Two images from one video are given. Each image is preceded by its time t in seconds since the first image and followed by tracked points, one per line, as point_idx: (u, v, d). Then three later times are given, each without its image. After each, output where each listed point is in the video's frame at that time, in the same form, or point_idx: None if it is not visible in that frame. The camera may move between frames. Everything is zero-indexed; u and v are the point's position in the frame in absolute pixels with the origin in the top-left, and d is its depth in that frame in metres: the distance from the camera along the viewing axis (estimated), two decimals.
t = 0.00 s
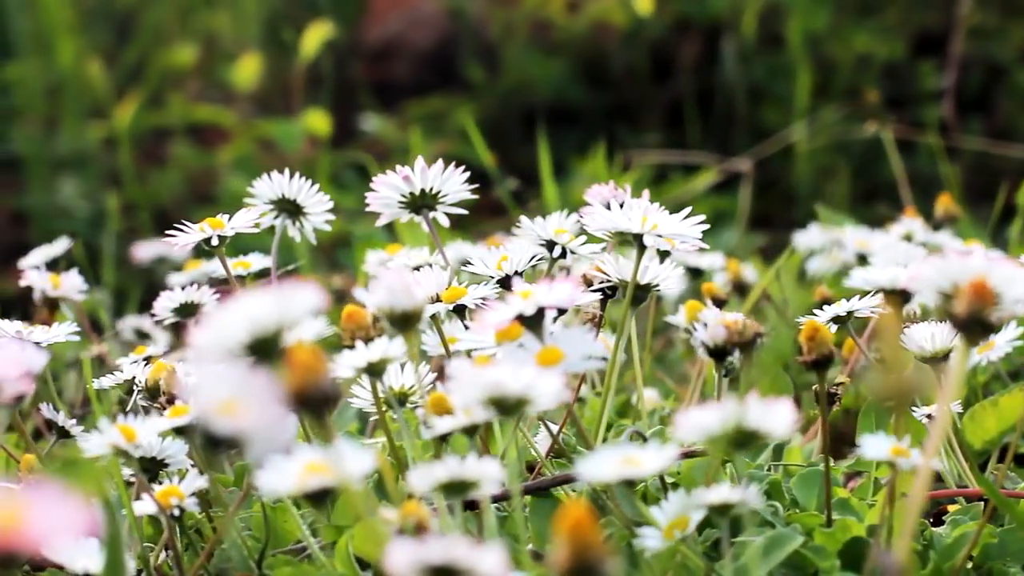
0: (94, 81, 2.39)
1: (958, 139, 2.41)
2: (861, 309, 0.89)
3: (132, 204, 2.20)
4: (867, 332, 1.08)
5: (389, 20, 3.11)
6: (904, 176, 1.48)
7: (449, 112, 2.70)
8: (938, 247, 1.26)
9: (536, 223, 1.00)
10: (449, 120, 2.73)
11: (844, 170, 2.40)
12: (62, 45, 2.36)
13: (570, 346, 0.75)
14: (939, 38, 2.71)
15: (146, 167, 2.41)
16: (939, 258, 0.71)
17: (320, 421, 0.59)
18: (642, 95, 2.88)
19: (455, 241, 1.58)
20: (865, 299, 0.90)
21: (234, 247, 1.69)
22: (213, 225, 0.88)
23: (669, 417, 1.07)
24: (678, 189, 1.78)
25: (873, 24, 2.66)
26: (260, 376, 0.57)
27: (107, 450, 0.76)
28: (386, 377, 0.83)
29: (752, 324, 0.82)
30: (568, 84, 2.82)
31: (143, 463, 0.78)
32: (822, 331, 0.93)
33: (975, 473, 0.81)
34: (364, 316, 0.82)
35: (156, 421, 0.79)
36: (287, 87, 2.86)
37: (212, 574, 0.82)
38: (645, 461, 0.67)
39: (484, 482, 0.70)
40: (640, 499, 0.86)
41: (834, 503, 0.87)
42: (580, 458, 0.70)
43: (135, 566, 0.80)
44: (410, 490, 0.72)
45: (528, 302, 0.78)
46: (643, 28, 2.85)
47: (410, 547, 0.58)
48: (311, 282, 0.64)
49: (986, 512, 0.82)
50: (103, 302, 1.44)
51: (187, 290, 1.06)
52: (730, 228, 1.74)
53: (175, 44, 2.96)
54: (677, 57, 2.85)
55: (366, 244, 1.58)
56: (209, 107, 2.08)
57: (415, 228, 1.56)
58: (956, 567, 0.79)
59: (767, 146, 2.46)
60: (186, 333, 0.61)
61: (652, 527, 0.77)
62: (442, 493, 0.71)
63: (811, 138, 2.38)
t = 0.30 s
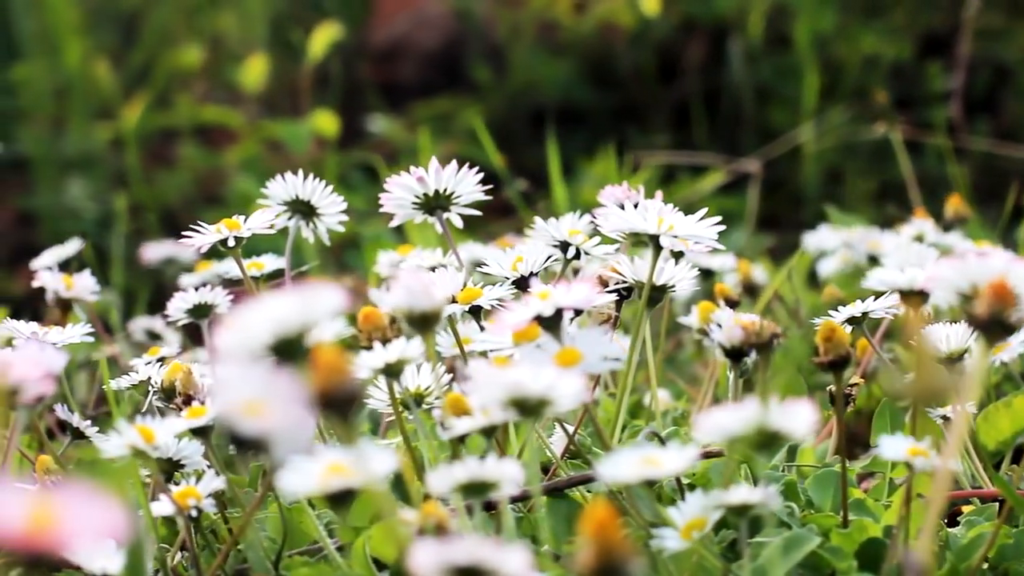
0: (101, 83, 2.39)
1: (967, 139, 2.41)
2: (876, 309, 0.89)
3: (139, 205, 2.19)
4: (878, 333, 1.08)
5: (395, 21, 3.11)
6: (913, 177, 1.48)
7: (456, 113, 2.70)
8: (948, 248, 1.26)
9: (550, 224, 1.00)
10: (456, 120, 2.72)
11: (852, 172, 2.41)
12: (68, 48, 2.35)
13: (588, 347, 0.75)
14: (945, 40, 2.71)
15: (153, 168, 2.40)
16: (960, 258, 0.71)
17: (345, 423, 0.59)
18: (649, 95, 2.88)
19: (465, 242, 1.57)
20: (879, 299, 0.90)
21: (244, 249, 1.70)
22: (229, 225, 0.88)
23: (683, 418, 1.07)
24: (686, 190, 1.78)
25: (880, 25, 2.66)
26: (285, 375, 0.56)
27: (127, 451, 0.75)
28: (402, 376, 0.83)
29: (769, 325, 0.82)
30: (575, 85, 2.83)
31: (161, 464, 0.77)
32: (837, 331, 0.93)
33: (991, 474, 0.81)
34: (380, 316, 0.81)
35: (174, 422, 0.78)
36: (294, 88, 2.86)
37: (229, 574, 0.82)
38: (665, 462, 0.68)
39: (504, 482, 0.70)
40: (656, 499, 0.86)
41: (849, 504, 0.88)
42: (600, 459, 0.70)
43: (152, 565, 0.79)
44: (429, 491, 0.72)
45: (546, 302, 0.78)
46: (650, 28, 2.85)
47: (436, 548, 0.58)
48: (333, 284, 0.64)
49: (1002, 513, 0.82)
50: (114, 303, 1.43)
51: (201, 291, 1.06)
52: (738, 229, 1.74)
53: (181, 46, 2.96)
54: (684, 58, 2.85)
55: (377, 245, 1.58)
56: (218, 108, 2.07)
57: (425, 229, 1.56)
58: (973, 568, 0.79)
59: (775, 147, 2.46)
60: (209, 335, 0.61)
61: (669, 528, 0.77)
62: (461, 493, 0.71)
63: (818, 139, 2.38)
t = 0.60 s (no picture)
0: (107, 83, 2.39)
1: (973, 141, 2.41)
2: (890, 310, 0.90)
3: (145, 205, 2.19)
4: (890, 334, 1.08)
5: (400, 21, 3.11)
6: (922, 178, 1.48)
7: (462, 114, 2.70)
8: (959, 249, 1.26)
9: (563, 224, 1.00)
10: (462, 121, 2.72)
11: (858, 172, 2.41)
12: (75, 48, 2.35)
13: (606, 347, 0.75)
14: (950, 40, 2.71)
15: (159, 169, 2.40)
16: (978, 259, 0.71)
17: (367, 424, 0.59)
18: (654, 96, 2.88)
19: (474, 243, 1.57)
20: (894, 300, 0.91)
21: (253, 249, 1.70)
22: (244, 226, 0.88)
23: (695, 418, 1.07)
24: (693, 191, 1.78)
25: (886, 26, 2.66)
26: (307, 377, 0.56)
27: (144, 452, 0.76)
28: (419, 377, 0.83)
29: (785, 325, 0.82)
30: (581, 86, 2.83)
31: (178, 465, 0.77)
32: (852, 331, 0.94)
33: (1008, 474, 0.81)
34: (396, 317, 0.82)
35: (190, 423, 0.78)
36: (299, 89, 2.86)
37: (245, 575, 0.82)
38: (684, 462, 0.67)
39: (522, 483, 0.70)
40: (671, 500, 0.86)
41: (864, 505, 0.87)
42: (619, 459, 0.70)
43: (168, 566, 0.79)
44: (447, 491, 0.72)
45: (563, 303, 0.78)
46: (656, 30, 2.85)
47: (458, 547, 0.58)
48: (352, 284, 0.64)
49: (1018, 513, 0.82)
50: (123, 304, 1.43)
51: (213, 291, 1.06)
52: (746, 230, 1.74)
53: (186, 47, 2.95)
54: (689, 59, 2.85)
55: (386, 245, 1.58)
56: (224, 108, 2.07)
57: (434, 231, 1.56)
58: (989, 569, 0.79)
59: (780, 147, 2.46)
60: (230, 337, 0.61)
61: (686, 528, 0.77)
62: (479, 494, 0.71)
63: (825, 140, 2.38)
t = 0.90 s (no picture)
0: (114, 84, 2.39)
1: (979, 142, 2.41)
2: (904, 311, 0.90)
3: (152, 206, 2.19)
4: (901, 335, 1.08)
5: (405, 22, 3.11)
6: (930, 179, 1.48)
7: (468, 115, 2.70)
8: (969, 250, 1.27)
9: (575, 224, 1.00)
10: (467, 122, 2.73)
11: (863, 173, 2.41)
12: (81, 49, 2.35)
13: (622, 348, 0.76)
14: (956, 41, 2.71)
15: (165, 169, 2.40)
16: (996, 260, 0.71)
17: (390, 424, 0.59)
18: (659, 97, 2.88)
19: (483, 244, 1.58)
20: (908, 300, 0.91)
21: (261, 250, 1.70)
22: (260, 227, 0.89)
23: (707, 418, 1.07)
24: (701, 192, 1.78)
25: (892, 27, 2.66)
26: (332, 378, 0.57)
27: (162, 454, 0.76)
28: (435, 377, 0.83)
29: (801, 326, 0.82)
30: (586, 86, 2.83)
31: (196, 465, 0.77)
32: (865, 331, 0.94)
33: None
34: (411, 318, 0.81)
35: (207, 423, 0.79)
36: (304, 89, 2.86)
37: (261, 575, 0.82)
38: (704, 462, 0.68)
39: (540, 483, 0.70)
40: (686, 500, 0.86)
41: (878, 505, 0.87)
42: (637, 459, 0.70)
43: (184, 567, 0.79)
44: (465, 491, 0.73)
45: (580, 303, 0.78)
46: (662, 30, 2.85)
47: (481, 547, 0.58)
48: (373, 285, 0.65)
49: None
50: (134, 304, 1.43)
51: (226, 291, 1.07)
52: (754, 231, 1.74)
53: (191, 47, 2.95)
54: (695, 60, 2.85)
55: (395, 245, 1.58)
56: (231, 109, 2.07)
57: (442, 232, 1.56)
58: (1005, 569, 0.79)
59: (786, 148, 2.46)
60: (253, 336, 0.61)
61: (703, 528, 0.77)
62: (498, 494, 0.71)
63: (831, 140, 2.38)
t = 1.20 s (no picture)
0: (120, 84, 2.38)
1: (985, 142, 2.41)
2: (920, 310, 0.90)
3: (158, 206, 2.19)
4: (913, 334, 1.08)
5: (412, 22, 3.12)
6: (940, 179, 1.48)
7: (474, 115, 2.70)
8: (980, 250, 1.27)
9: (589, 224, 1.01)
10: (474, 122, 2.72)
11: (870, 173, 2.41)
12: (88, 49, 2.35)
13: (641, 348, 0.76)
14: (962, 41, 2.71)
15: (172, 169, 2.40)
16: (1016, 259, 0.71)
17: (415, 423, 0.59)
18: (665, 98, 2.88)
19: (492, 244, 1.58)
20: (923, 299, 0.91)
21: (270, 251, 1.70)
22: (276, 226, 0.89)
23: (721, 418, 1.07)
24: (709, 192, 1.78)
25: (898, 27, 2.66)
26: (357, 376, 0.57)
27: (181, 453, 0.75)
28: (452, 377, 0.83)
29: (817, 325, 0.83)
30: (592, 86, 2.83)
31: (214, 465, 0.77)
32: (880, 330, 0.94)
33: None
34: (429, 318, 0.81)
35: (225, 422, 0.79)
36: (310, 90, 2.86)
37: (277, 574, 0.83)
38: (725, 462, 0.68)
39: (561, 483, 0.70)
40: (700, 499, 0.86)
41: (894, 505, 0.87)
42: (657, 459, 0.70)
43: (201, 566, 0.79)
44: (485, 491, 0.73)
45: (598, 303, 0.78)
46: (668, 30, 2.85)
47: (505, 547, 0.58)
48: (396, 285, 0.65)
49: None
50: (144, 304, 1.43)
51: (239, 292, 1.06)
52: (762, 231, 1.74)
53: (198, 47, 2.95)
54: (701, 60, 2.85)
55: (404, 246, 1.58)
56: (238, 108, 2.07)
57: (451, 232, 1.56)
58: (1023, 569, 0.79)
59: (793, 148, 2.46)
60: (279, 336, 0.61)
61: (720, 528, 0.77)
62: (518, 494, 0.71)
63: (838, 141, 2.38)
